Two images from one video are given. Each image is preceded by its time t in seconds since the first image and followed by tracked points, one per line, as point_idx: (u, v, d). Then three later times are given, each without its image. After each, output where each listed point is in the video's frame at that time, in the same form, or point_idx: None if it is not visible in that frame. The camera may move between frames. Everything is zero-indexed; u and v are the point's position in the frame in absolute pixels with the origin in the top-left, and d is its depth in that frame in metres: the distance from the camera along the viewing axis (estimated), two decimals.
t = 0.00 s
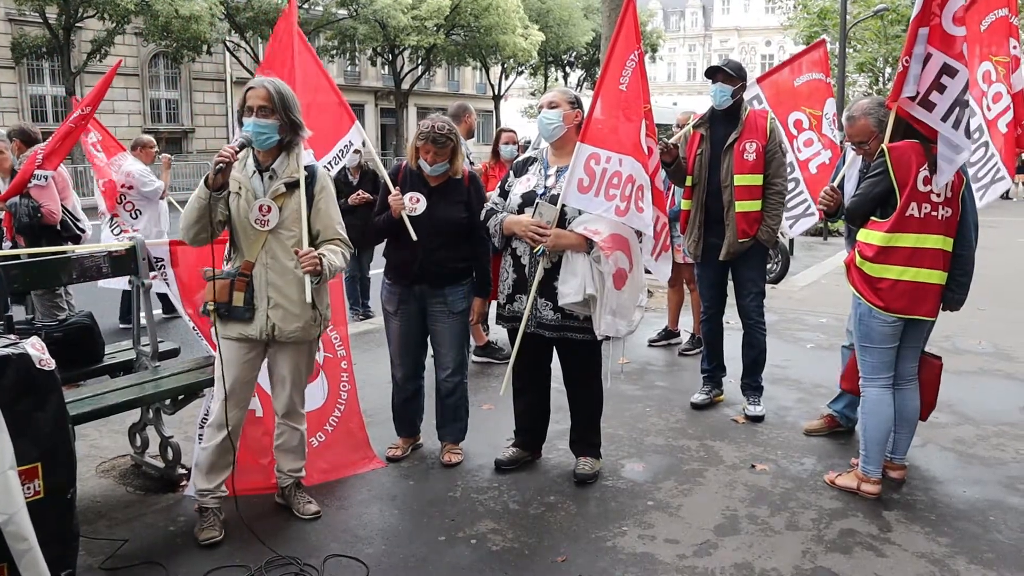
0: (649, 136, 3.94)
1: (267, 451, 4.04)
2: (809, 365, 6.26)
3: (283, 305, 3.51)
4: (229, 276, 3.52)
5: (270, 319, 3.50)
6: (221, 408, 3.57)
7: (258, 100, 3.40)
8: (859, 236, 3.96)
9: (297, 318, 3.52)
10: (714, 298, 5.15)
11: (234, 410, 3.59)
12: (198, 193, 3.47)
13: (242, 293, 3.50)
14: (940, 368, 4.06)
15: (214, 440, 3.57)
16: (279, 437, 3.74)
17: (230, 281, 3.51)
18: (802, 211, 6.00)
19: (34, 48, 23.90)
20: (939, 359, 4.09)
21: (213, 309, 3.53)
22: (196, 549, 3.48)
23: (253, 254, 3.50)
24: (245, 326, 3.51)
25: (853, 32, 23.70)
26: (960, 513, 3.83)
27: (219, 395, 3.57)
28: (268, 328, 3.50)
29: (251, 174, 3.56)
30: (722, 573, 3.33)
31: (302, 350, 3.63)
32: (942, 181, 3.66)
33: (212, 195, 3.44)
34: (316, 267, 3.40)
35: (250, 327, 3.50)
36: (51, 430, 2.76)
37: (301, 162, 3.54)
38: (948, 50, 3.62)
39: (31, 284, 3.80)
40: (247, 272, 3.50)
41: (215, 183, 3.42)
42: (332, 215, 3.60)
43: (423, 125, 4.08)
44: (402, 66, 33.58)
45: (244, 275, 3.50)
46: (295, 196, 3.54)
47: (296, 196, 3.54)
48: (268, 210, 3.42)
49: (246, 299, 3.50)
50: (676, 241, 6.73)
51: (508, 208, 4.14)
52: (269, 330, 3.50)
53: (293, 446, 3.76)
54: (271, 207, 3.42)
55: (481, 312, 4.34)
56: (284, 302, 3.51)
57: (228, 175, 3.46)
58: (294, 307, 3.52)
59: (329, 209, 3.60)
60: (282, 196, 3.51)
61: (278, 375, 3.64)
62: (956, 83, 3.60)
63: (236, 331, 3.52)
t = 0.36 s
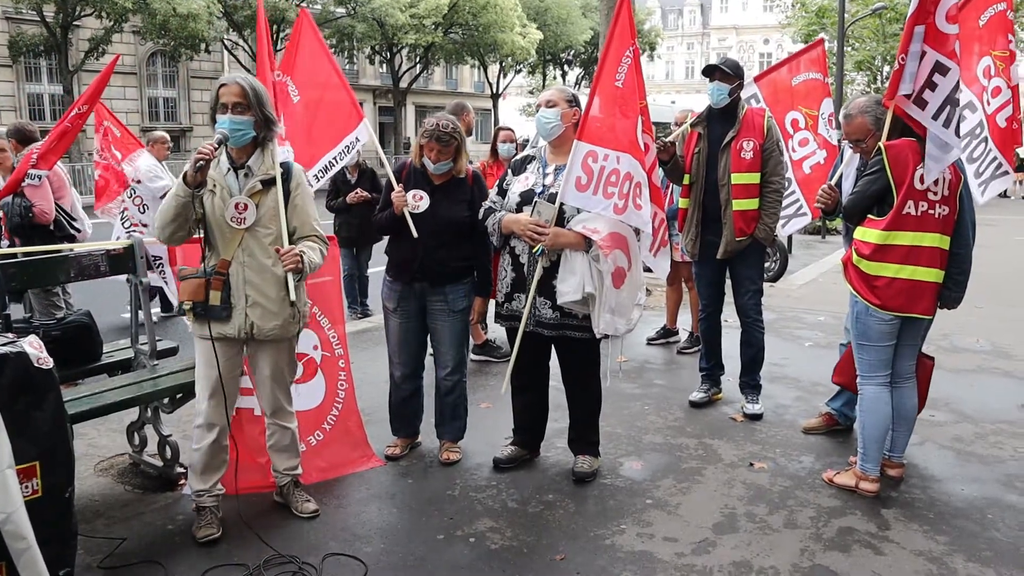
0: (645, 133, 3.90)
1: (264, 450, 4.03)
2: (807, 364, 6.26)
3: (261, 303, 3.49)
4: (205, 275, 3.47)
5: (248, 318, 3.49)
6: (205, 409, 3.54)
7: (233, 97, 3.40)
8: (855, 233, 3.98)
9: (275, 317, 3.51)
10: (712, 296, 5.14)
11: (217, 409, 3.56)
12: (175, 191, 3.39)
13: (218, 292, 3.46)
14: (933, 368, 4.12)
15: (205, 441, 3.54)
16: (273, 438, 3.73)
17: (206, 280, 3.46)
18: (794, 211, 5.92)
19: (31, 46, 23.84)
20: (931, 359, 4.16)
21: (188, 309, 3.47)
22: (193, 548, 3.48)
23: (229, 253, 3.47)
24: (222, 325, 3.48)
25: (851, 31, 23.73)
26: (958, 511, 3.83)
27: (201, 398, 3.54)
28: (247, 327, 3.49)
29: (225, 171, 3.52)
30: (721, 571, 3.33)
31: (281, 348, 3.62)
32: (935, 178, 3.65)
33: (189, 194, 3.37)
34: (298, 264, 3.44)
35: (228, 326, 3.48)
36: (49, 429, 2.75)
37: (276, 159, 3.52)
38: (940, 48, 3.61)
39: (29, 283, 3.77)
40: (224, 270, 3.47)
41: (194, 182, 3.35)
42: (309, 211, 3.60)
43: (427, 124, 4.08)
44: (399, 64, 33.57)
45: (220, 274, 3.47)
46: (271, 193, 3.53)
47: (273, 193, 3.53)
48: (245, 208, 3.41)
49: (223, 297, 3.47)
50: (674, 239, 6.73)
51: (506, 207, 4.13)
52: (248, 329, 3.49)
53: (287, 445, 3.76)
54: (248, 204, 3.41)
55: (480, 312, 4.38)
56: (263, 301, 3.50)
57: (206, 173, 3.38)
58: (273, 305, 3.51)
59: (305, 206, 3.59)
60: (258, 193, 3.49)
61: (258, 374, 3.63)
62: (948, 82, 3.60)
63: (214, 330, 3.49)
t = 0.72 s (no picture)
0: (645, 134, 3.90)
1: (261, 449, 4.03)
2: (806, 363, 6.26)
3: (247, 303, 3.48)
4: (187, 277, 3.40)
5: (233, 318, 3.46)
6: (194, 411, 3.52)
7: (213, 95, 3.37)
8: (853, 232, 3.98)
9: (260, 315, 3.52)
10: (711, 295, 5.14)
11: (206, 411, 3.55)
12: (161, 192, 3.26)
13: (202, 293, 3.39)
14: (933, 366, 4.11)
15: (195, 445, 3.52)
16: (264, 440, 3.73)
17: (189, 281, 3.38)
18: (793, 208, 6.03)
19: (30, 45, 23.83)
20: (931, 356, 4.15)
21: (171, 312, 3.37)
22: (192, 547, 3.48)
23: (212, 253, 3.43)
24: (207, 327, 3.43)
25: (850, 29, 23.72)
26: (957, 510, 3.83)
27: (191, 400, 3.51)
28: (232, 327, 3.46)
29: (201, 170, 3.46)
30: (720, 570, 3.33)
31: (265, 348, 3.62)
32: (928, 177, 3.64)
33: (185, 190, 3.23)
34: (289, 262, 3.48)
35: (213, 327, 3.43)
36: (48, 428, 2.75)
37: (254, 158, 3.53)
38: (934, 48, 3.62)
39: (29, 282, 3.76)
40: (207, 271, 3.42)
41: (190, 178, 3.22)
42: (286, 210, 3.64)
43: (432, 126, 4.08)
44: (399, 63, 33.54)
45: (204, 275, 3.41)
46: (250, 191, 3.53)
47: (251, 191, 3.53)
48: (227, 207, 3.40)
49: (207, 298, 3.41)
50: (673, 238, 6.74)
51: (506, 206, 4.12)
52: (234, 329, 3.46)
53: (279, 446, 3.76)
54: (231, 203, 3.39)
55: (485, 313, 4.34)
56: (248, 300, 3.49)
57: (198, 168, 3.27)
58: (258, 303, 3.52)
59: (281, 204, 3.62)
60: (239, 192, 3.48)
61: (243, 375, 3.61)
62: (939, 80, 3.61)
63: (197, 333, 3.43)
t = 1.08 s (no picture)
0: (645, 132, 3.89)
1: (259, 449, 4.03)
2: (805, 362, 6.26)
3: (243, 303, 3.52)
4: (185, 280, 3.34)
5: (231, 318, 3.49)
6: (191, 414, 3.50)
7: (203, 94, 3.34)
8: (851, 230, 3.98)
9: (254, 313, 3.57)
10: (710, 295, 5.14)
11: (205, 415, 3.53)
12: (164, 196, 3.18)
13: (201, 296, 3.37)
14: (933, 365, 4.12)
15: (193, 450, 3.48)
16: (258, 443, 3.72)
17: (187, 284, 3.33)
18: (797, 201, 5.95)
19: (29, 45, 23.82)
20: (931, 355, 4.17)
21: (171, 318, 3.33)
22: (191, 547, 3.48)
23: (207, 255, 3.41)
24: (205, 329, 3.43)
25: (850, 29, 23.72)
26: (957, 508, 3.83)
27: (190, 402, 3.49)
28: (230, 328, 3.49)
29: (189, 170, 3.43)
30: (719, 569, 3.33)
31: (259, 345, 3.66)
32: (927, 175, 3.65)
33: (196, 192, 3.19)
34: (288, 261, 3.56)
35: (211, 329, 3.44)
36: (48, 428, 2.76)
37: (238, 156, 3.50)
38: (928, 47, 3.60)
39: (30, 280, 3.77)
40: (203, 273, 3.39)
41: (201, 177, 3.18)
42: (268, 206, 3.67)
43: (434, 124, 4.09)
44: (398, 62, 33.52)
45: (201, 277, 3.37)
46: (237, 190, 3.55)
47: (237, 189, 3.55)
48: (219, 208, 3.33)
49: (205, 300, 3.39)
50: (673, 237, 6.74)
51: (505, 205, 4.12)
52: (232, 328, 3.49)
53: (274, 448, 3.75)
54: (222, 204, 3.33)
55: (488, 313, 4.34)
56: (242, 299, 3.52)
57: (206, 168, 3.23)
58: (252, 300, 3.56)
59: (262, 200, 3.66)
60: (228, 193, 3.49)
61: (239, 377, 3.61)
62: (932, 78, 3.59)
63: (196, 336, 3.42)
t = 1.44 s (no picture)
0: (645, 132, 3.89)
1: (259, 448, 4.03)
2: (806, 361, 6.26)
3: (243, 302, 3.53)
4: (186, 282, 3.33)
5: (232, 318, 3.49)
6: (193, 414, 3.48)
7: (201, 94, 3.32)
8: (851, 230, 3.97)
9: (254, 312, 3.57)
10: (711, 294, 5.14)
11: (207, 415, 3.52)
12: (172, 199, 3.15)
13: (202, 297, 3.36)
14: (934, 365, 4.13)
15: (195, 450, 3.47)
16: (257, 443, 3.72)
17: (189, 286, 3.32)
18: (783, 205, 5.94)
19: (30, 44, 23.83)
20: (931, 353, 4.17)
21: (174, 321, 3.31)
22: (192, 546, 3.48)
23: (207, 256, 3.40)
24: (207, 330, 3.43)
25: (850, 28, 23.70)
26: (957, 508, 3.83)
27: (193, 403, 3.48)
28: (232, 328, 3.49)
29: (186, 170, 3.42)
30: (719, 568, 3.33)
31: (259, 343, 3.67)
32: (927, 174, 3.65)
33: (203, 195, 3.17)
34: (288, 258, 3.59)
35: (213, 330, 3.44)
36: (49, 428, 2.76)
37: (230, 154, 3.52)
38: (929, 46, 3.60)
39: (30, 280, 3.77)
40: (204, 274, 3.38)
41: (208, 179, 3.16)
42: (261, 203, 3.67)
43: (433, 118, 4.10)
44: (398, 62, 33.51)
45: (202, 279, 3.36)
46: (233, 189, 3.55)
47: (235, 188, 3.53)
48: (217, 207, 3.42)
49: (206, 301, 3.38)
50: (673, 236, 6.74)
51: (506, 204, 4.12)
52: (234, 328, 3.49)
53: (274, 448, 3.75)
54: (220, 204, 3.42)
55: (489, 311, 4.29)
56: (242, 298, 3.52)
57: (211, 170, 3.22)
58: (252, 299, 3.57)
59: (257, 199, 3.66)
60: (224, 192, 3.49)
61: (240, 378, 3.61)
62: (932, 77, 3.60)
63: (198, 338, 3.41)
